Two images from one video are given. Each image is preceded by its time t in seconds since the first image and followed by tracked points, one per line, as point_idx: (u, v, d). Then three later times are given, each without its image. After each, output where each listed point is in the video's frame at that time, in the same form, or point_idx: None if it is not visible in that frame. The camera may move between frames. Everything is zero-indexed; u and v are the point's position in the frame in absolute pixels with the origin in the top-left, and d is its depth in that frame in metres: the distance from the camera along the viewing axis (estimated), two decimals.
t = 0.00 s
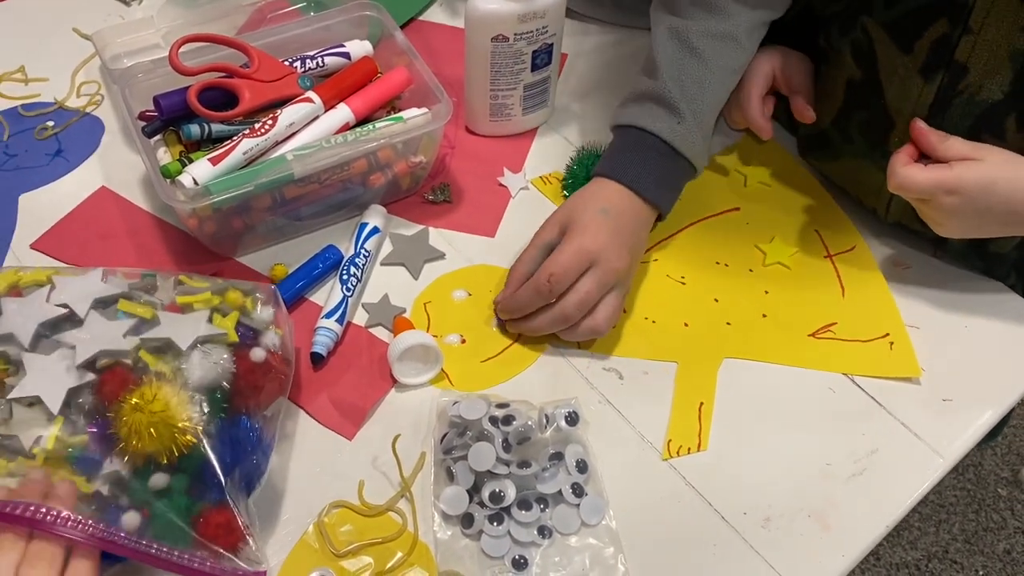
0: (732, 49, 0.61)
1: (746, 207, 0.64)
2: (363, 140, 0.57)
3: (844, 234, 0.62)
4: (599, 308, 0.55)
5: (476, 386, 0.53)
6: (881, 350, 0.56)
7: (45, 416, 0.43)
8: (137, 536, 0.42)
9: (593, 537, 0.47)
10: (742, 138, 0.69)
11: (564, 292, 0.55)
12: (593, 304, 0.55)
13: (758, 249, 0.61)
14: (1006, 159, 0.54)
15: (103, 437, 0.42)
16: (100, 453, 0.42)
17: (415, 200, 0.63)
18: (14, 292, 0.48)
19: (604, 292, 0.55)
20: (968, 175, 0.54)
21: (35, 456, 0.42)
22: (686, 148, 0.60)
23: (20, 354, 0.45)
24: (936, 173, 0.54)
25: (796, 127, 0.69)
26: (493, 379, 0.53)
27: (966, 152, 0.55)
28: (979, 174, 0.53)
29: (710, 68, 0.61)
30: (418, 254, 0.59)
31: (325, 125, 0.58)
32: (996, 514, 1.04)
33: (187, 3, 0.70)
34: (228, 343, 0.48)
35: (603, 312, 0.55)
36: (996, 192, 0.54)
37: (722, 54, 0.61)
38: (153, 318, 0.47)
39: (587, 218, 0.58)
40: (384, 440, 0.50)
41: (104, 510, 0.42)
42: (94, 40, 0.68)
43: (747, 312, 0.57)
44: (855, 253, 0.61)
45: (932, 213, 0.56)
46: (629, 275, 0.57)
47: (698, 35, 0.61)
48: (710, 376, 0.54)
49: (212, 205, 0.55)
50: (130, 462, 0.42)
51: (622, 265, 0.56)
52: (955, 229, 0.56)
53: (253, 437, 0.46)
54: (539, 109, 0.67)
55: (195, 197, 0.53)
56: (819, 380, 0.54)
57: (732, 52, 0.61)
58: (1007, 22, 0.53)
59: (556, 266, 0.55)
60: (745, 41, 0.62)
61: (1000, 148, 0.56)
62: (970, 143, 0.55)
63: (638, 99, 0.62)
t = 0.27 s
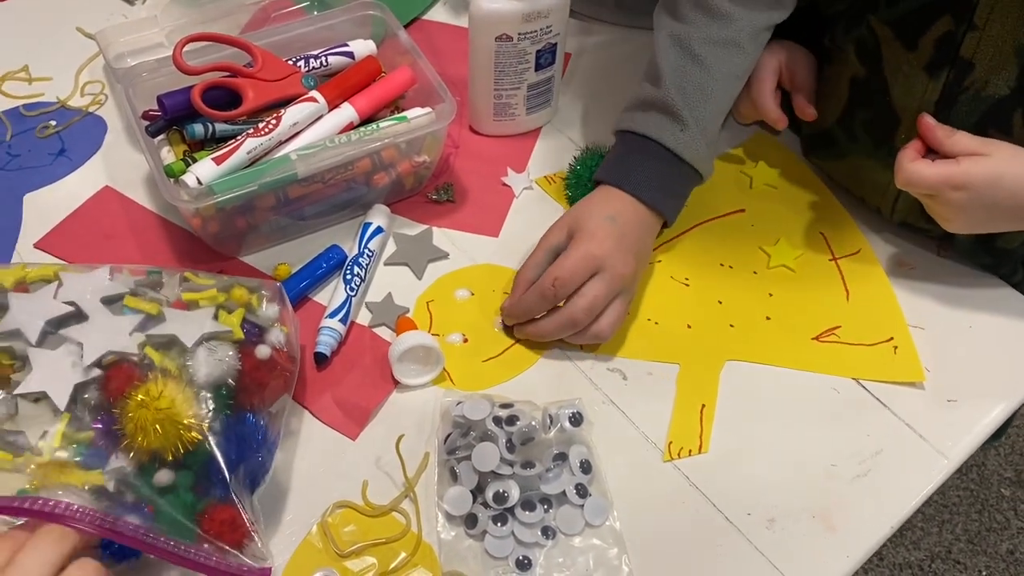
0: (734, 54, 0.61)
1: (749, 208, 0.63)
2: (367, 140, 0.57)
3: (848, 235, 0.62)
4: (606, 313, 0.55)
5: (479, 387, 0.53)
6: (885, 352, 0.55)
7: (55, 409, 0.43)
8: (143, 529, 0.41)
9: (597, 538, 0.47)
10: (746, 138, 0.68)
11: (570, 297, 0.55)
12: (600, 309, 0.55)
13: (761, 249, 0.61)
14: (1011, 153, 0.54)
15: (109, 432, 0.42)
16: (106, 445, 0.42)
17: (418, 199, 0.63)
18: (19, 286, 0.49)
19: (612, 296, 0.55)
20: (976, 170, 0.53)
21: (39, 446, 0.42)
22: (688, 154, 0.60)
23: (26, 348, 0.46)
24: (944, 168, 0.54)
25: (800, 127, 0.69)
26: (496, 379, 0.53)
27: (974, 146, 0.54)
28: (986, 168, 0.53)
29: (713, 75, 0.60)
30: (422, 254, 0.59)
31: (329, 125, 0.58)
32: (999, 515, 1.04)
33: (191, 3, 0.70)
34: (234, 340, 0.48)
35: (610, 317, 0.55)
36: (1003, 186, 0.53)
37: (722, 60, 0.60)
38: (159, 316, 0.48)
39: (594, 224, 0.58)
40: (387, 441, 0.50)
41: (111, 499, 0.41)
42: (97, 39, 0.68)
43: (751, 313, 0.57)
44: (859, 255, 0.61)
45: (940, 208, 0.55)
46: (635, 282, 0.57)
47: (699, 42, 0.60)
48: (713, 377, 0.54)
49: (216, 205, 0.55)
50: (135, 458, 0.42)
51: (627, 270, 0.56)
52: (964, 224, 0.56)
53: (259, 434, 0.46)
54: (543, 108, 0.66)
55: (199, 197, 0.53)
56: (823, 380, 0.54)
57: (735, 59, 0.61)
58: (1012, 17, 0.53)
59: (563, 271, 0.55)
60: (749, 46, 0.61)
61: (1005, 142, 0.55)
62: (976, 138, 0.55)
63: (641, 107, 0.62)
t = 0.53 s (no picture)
0: (742, 53, 0.60)
1: (754, 206, 0.63)
2: (372, 139, 0.57)
3: (854, 234, 0.62)
4: (609, 309, 0.55)
5: (483, 386, 0.53)
6: (891, 351, 0.55)
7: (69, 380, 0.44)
8: (171, 495, 0.42)
9: (602, 537, 0.47)
10: (751, 137, 0.68)
11: (574, 292, 0.55)
12: (604, 307, 0.54)
13: (767, 248, 0.61)
14: (1017, 144, 0.54)
15: (126, 403, 0.43)
16: (125, 418, 0.43)
17: (423, 198, 0.63)
18: (25, 269, 0.50)
19: (615, 292, 0.55)
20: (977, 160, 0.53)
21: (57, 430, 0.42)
22: (693, 153, 0.59)
23: (36, 329, 0.46)
24: (946, 158, 0.54)
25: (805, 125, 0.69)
26: (500, 378, 0.53)
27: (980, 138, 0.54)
28: (990, 159, 0.53)
29: (720, 75, 0.59)
30: (426, 253, 0.59)
31: (334, 123, 0.57)
32: (1003, 514, 1.04)
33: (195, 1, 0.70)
34: (243, 306, 0.49)
35: (613, 314, 0.54)
36: (1006, 177, 0.53)
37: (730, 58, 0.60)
38: (166, 287, 0.49)
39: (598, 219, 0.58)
40: (392, 440, 0.50)
41: (130, 477, 0.42)
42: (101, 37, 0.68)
43: (757, 313, 0.57)
44: (865, 254, 0.61)
45: (944, 200, 0.55)
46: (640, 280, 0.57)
47: (706, 41, 0.59)
48: (720, 376, 0.54)
49: (220, 204, 0.55)
50: (157, 422, 0.43)
51: (632, 269, 0.56)
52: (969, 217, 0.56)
53: (277, 394, 0.47)
54: (547, 106, 0.66)
55: (203, 195, 0.53)
56: (829, 380, 0.54)
57: (742, 58, 0.60)
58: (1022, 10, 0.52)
59: (567, 265, 0.55)
60: (757, 45, 0.60)
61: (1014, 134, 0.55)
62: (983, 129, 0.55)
63: (648, 106, 0.61)
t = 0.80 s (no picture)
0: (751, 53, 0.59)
1: (761, 206, 0.63)
2: (378, 138, 0.57)
3: (862, 234, 0.62)
4: (615, 306, 0.54)
5: (489, 386, 0.53)
6: (899, 352, 0.55)
7: (88, 362, 0.45)
8: (197, 472, 0.43)
9: (610, 538, 0.47)
10: (759, 135, 0.68)
11: (578, 288, 0.54)
12: (609, 303, 0.54)
13: (774, 248, 0.60)
14: None
15: (149, 385, 0.45)
16: (149, 401, 0.44)
17: (429, 197, 0.63)
18: (37, 257, 0.51)
19: (621, 289, 0.54)
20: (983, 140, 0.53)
21: (79, 417, 0.43)
22: (698, 152, 0.59)
23: (53, 313, 0.47)
24: (950, 140, 0.54)
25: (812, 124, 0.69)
26: (507, 377, 0.53)
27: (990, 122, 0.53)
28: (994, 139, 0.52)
29: (727, 75, 0.59)
30: (432, 252, 0.59)
31: (340, 122, 0.57)
32: (1008, 514, 1.03)
33: None
34: (257, 287, 0.50)
35: (619, 311, 0.54)
36: (1013, 161, 0.52)
37: (734, 55, 0.58)
38: (180, 271, 0.49)
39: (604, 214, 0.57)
40: (400, 439, 0.50)
41: (154, 460, 0.43)
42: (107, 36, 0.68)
43: (765, 313, 0.57)
44: (872, 254, 0.61)
45: (947, 180, 0.55)
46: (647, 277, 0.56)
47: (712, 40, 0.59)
48: (728, 376, 0.54)
49: (226, 203, 0.55)
50: (180, 402, 0.44)
51: (638, 266, 0.55)
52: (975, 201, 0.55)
53: (295, 371, 0.48)
54: (554, 105, 0.66)
55: (209, 194, 0.53)
56: (837, 379, 0.54)
57: (750, 57, 0.59)
58: None
59: (570, 263, 0.55)
60: (766, 46, 0.59)
61: None
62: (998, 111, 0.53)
63: (655, 105, 0.61)
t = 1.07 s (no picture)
0: (756, 53, 0.59)
1: (763, 204, 0.63)
2: (381, 136, 0.57)
3: (864, 233, 0.61)
4: (622, 305, 0.54)
5: (491, 385, 0.53)
6: (903, 351, 0.55)
7: (90, 361, 0.45)
8: (201, 472, 0.43)
9: (613, 537, 0.47)
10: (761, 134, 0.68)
11: (586, 288, 0.55)
12: (616, 302, 0.54)
13: (777, 246, 0.60)
14: None
15: (151, 384, 0.45)
16: (152, 400, 0.44)
17: (431, 195, 0.63)
18: (38, 256, 0.50)
19: (628, 288, 0.54)
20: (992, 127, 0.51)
21: (81, 417, 0.43)
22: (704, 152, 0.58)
23: (54, 312, 0.47)
24: (957, 129, 0.52)
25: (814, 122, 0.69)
26: (509, 376, 0.53)
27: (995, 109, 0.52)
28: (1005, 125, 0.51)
29: (732, 74, 0.58)
30: (434, 251, 0.59)
31: (342, 121, 0.57)
32: (1010, 514, 1.03)
33: None
34: (259, 285, 0.50)
35: (626, 310, 0.54)
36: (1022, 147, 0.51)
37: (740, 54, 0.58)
38: (181, 269, 0.49)
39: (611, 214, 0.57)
40: (402, 438, 0.50)
41: (156, 461, 0.43)
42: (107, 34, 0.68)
43: (767, 312, 0.57)
44: (876, 252, 0.60)
45: (955, 170, 0.54)
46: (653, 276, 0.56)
47: (717, 39, 0.59)
48: (731, 375, 0.53)
49: (228, 202, 0.55)
50: (183, 402, 0.44)
51: (645, 266, 0.55)
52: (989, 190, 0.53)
53: (298, 370, 0.48)
54: (556, 103, 0.66)
55: (211, 192, 0.53)
56: (840, 378, 0.54)
57: (755, 57, 0.59)
58: None
59: (578, 262, 0.55)
60: (772, 46, 0.59)
61: None
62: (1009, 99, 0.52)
63: (658, 105, 0.61)
